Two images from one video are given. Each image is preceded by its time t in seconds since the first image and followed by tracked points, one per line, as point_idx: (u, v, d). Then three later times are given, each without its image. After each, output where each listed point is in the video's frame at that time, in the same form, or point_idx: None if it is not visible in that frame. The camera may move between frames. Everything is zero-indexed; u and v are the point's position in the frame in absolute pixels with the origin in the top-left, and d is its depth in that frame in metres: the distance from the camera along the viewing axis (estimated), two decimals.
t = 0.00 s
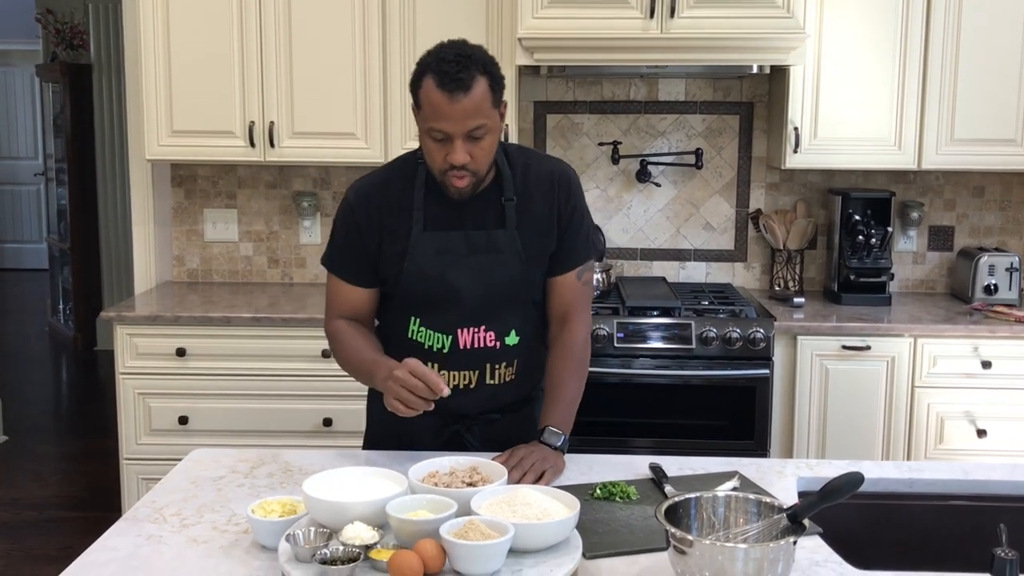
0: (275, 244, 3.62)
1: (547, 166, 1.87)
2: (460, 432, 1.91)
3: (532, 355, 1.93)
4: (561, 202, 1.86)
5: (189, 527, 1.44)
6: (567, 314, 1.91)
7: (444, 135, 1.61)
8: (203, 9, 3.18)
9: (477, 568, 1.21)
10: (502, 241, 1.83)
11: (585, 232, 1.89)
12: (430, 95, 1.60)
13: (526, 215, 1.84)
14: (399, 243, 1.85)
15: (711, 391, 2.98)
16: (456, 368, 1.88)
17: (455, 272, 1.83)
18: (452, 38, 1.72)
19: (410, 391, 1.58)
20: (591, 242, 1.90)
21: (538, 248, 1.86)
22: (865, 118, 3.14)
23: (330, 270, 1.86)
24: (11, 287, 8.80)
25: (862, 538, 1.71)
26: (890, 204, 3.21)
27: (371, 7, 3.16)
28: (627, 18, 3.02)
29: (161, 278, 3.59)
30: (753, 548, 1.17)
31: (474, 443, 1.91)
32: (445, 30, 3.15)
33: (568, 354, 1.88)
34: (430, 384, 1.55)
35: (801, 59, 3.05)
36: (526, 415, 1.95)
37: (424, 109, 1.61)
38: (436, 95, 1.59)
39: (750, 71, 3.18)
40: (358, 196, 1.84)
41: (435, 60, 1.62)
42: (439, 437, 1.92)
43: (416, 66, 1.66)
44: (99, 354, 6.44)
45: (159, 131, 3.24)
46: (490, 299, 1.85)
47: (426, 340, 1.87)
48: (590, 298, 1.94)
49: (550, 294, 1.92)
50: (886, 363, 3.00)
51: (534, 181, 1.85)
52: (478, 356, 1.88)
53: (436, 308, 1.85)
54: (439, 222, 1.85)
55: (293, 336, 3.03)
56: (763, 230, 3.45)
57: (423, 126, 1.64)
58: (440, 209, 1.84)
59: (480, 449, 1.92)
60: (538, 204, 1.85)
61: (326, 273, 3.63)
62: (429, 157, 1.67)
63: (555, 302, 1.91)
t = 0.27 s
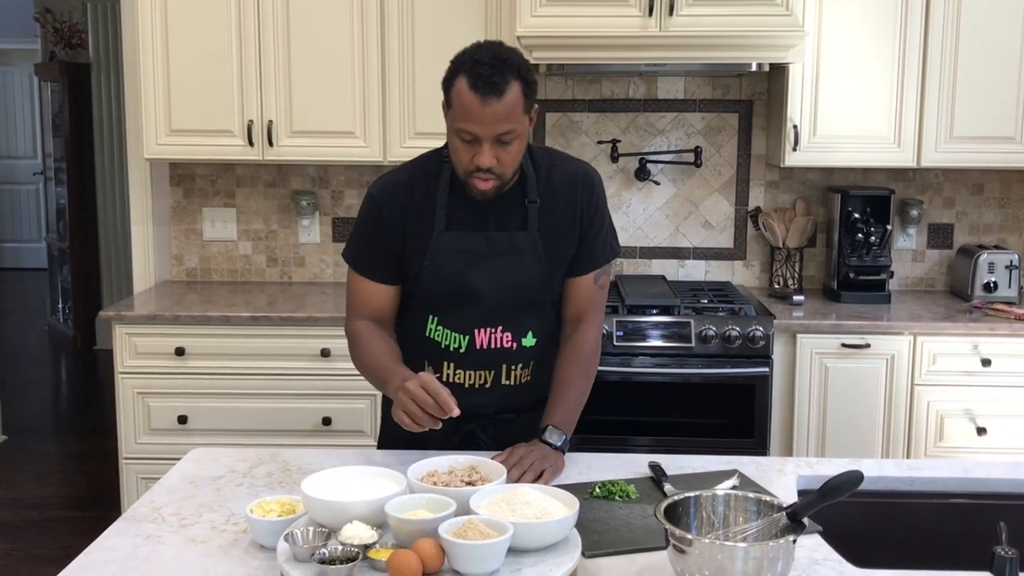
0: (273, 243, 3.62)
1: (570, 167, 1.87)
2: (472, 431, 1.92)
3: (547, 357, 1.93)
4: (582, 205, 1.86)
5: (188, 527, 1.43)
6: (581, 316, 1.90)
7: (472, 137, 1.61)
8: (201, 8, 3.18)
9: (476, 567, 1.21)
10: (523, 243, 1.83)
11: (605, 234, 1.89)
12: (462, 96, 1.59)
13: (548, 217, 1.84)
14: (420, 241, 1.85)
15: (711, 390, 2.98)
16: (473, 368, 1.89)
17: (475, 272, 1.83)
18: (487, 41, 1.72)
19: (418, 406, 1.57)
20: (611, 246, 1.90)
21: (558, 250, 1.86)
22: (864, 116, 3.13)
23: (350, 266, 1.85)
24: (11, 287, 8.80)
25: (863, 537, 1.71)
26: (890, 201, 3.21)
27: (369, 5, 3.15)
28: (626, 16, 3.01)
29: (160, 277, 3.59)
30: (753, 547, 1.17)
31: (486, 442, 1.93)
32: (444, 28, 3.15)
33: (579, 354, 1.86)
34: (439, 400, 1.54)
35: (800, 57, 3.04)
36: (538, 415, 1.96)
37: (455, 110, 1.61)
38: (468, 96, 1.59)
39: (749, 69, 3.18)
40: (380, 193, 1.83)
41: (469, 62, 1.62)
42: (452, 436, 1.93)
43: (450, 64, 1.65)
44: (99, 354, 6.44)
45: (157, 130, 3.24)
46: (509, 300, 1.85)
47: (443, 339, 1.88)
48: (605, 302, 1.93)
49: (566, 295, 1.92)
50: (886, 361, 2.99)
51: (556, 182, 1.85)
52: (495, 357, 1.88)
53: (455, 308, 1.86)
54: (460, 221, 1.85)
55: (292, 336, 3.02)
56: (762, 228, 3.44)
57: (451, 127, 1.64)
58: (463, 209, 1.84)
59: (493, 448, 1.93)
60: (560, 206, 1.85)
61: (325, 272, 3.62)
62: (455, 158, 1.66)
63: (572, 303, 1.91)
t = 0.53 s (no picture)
0: (271, 242, 3.61)
1: (580, 167, 1.86)
2: (477, 429, 1.93)
3: (553, 356, 1.94)
4: (592, 205, 1.85)
5: (185, 527, 1.43)
6: (586, 315, 1.89)
7: (487, 136, 1.60)
8: (198, 7, 3.17)
9: (473, 566, 1.21)
10: (532, 243, 1.82)
11: (615, 235, 1.88)
12: (478, 95, 1.58)
13: (558, 217, 1.83)
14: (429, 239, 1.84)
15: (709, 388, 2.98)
16: (479, 366, 1.89)
17: (484, 272, 1.83)
18: (504, 42, 1.71)
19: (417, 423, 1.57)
20: (620, 246, 1.89)
21: (567, 250, 1.86)
22: (862, 113, 3.13)
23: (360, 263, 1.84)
24: (10, 286, 8.80)
25: (860, 535, 1.71)
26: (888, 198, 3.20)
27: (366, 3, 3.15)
28: (624, 13, 3.00)
29: (157, 276, 3.58)
30: (750, 546, 1.17)
31: (491, 439, 1.93)
32: (442, 26, 3.14)
33: (580, 353, 1.86)
34: (438, 420, 1.54)
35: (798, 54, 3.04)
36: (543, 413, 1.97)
37: (470, 109, 1.60)
38: (484, 95, 1.58)
39: (746, 66, 3.17)
40: (391, 190, 1.82)
41: (486, 61, 1.62)
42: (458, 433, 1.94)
43: (468, 63, 1.65)
44: (98, 353, 6.43)
45: (154, 129, 3.23)
46: (517, 300, 1.85)
47: (450, 338, 1.88)
48: (609, 304, 1.92)
49: (571, 295, 1.91)
50: (884, 359, 2.99)
51: (566, 182, 1.84)
52: (502, 356, 1.89)
53: (463, 306, 1.86)
54: (470, 220, 1.84)
55: (290, 334, 3.02)
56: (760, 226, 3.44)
57: (465, 126, 1.63)
58: (473, 207, 1.83)
59: (497, 446, 1.94)
60: (570, 206, 1.84)
61: (322, 270, 3.62)
62: (467, 156, 1.65)
63: (577, 303, 1.90)
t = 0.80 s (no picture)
0: (269, 239, 3.60)
1: (582, 165, 1.86)
2: (478, 427, 1.93)
3: (554, 354, 1.93)
4: (593, 203, 1.85)
5: (181, 525, 1.42)
6: (586, 314, 1.88)
7: (491, 134, 1.59)
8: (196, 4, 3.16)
9: (470, 564, 1.20)
10: (534, 241, 1.82)
11: (616, 234, 1.88)
12: (483, 92, 1.58)
13: (560, 216, 1.83)
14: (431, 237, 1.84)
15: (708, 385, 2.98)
16: (480, 364, 1.89)
17: (486, 270, 1.82)
18: (510, 38, 1.70)
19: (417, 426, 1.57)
20: (621, 244, 1.89)
21: (569, 249, 1.85)
22: (861, 109, 3.12)
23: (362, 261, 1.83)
24: (9, 283, 8.79)
25: (859, 532, 1.70)
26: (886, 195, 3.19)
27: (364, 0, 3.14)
28: (622, 10, 3.00)
29: (155, 274, 3.57)
30: (748, 543, 1.16)
31: (491, 437, 1.93)
32: (440, 23, 3.14)
33: (580, 352, 1.85)
34: (438, 424, 1.54)
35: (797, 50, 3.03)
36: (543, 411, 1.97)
37: (475, 106, 1.59)
38: (490, 93, 1.57)
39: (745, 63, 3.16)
40: (393, 188, 1.81)
41: (492, 58, 1.61)
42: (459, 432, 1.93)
43: (473, 60, 1.64)
44: (96, 351, 6.42)
45: (152, 126, 3.22)
46: (519, 298, 1.84)
47: (452, 335, 1.87)
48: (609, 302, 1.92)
49: (572, 293, 1.90)
50: (883, 356, 2.99)
51: (568, 180, 1.84)
52: (502, 354, 1.88)
53: (464, 304, 1.85)
54: (472, 217, 1.83)
55: (288, 332, 3.01)
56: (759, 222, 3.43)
57: (469, 122, 1.62)
58: (476, 205, 1.82)
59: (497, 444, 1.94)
60: (572, 204, 1.83)
61: (320, 267, 3.61)
62: (471, 153, 1.65)
63: (577, 301, 1.89)
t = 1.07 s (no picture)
0: (269, 236, 3.60)
1: (581, 162, 1.85)
2: (477, 424, 1.92)
3: (553, 351, 1.93)
4: (593, 200, 1.85)
5: (181, 522, 1.42)
6: (585, 312, 1.88)
7: (492, 130, 1.59)
8: None
9: (469, 561, 1.20)
10: (534, 238, 1.81)
11: (616, 231, 1.88)
12: (483, 88, 1.57)
13: (560, 213, 1.83)
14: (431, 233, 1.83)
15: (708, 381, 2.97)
16: (480, 361, 1.89)
17: (485, 267, 1.82)
18: (509, 33, 1.70)
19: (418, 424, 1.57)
20: (620, 241, 1.89)
21: (569, 245, 1.85)
22: (861, 106, 3.12)
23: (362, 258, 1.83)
24: (9, 280, 8.80)
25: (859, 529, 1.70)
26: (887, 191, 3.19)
27: None
28: (622, 6, 2.99)
29: (155, 270, 3.57)
30: (747, 540, 1.16)
31: (491, 434, 1.93)
32: (439, 19, 3.13)
33: (579, 349, 1.85)
34: (439, 423, 1.54)
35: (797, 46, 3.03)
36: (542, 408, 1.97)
37: (475, 101, 1.59)
38: (490, 88, 1.57)
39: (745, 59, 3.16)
40: (393, 185, 1.81)
41: (493, 54, 1.60)
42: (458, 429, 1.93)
43: (473, 56, 1.64)
44: (96, 348, 6.42)
45: (152, 122, 3.22)
46: (519, 295, 1.84)
47: (451, 332, 1.87)
48: (608, 298, 1.91)
49: (572, 289, 1.90)
50: (884, 352, 2.99)
51: (568, 177, 1.83)
52: (502, 351, 1.88)
53: (464, 300, 1.85)
54: (472, 214, 1.83)
55: (288, 328, 3.01)
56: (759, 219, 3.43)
57: (470, 118, 1.62)
58: (476, 202, 1.82)
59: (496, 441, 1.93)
60: (572, 200, 1.83)
61: (320, 264, 3.61)
62: (471, 149, 1.64)
63: (576, 298, 1.89)
